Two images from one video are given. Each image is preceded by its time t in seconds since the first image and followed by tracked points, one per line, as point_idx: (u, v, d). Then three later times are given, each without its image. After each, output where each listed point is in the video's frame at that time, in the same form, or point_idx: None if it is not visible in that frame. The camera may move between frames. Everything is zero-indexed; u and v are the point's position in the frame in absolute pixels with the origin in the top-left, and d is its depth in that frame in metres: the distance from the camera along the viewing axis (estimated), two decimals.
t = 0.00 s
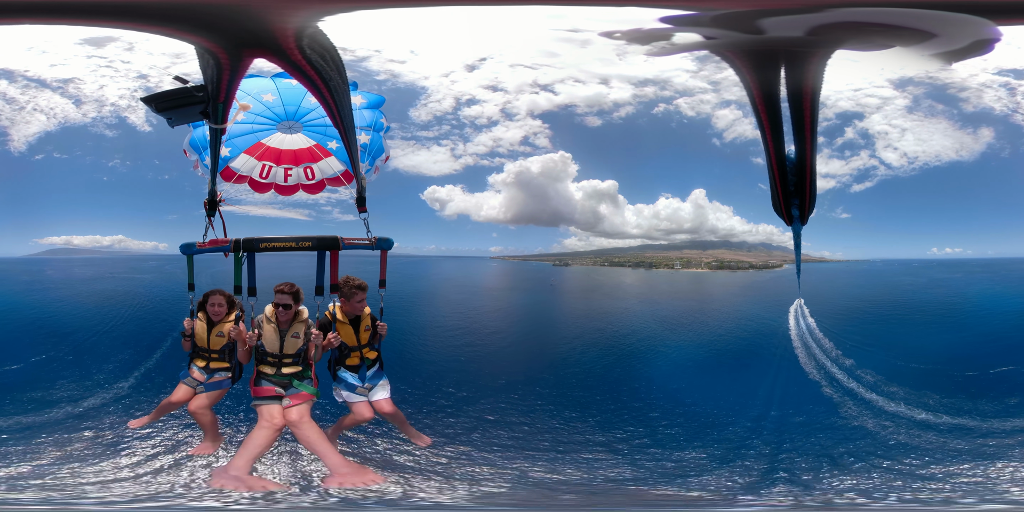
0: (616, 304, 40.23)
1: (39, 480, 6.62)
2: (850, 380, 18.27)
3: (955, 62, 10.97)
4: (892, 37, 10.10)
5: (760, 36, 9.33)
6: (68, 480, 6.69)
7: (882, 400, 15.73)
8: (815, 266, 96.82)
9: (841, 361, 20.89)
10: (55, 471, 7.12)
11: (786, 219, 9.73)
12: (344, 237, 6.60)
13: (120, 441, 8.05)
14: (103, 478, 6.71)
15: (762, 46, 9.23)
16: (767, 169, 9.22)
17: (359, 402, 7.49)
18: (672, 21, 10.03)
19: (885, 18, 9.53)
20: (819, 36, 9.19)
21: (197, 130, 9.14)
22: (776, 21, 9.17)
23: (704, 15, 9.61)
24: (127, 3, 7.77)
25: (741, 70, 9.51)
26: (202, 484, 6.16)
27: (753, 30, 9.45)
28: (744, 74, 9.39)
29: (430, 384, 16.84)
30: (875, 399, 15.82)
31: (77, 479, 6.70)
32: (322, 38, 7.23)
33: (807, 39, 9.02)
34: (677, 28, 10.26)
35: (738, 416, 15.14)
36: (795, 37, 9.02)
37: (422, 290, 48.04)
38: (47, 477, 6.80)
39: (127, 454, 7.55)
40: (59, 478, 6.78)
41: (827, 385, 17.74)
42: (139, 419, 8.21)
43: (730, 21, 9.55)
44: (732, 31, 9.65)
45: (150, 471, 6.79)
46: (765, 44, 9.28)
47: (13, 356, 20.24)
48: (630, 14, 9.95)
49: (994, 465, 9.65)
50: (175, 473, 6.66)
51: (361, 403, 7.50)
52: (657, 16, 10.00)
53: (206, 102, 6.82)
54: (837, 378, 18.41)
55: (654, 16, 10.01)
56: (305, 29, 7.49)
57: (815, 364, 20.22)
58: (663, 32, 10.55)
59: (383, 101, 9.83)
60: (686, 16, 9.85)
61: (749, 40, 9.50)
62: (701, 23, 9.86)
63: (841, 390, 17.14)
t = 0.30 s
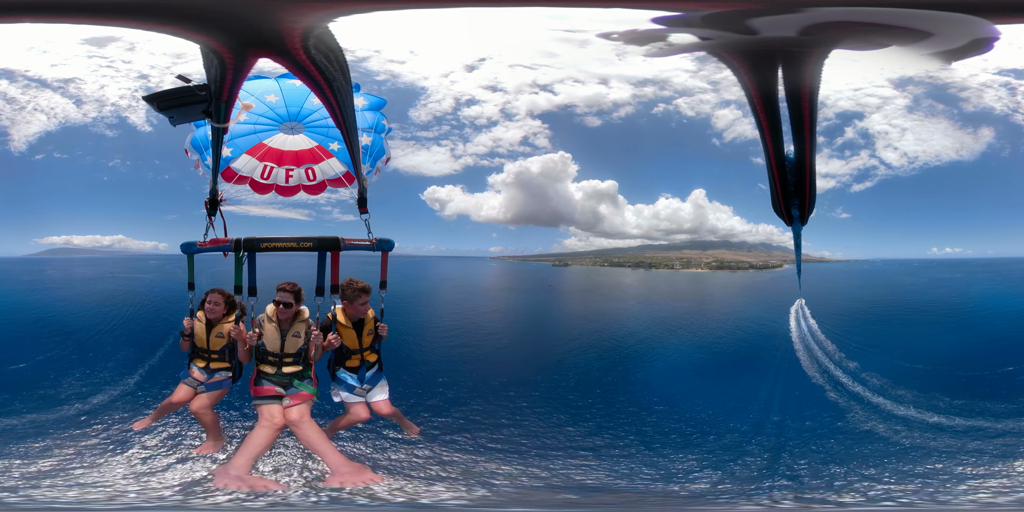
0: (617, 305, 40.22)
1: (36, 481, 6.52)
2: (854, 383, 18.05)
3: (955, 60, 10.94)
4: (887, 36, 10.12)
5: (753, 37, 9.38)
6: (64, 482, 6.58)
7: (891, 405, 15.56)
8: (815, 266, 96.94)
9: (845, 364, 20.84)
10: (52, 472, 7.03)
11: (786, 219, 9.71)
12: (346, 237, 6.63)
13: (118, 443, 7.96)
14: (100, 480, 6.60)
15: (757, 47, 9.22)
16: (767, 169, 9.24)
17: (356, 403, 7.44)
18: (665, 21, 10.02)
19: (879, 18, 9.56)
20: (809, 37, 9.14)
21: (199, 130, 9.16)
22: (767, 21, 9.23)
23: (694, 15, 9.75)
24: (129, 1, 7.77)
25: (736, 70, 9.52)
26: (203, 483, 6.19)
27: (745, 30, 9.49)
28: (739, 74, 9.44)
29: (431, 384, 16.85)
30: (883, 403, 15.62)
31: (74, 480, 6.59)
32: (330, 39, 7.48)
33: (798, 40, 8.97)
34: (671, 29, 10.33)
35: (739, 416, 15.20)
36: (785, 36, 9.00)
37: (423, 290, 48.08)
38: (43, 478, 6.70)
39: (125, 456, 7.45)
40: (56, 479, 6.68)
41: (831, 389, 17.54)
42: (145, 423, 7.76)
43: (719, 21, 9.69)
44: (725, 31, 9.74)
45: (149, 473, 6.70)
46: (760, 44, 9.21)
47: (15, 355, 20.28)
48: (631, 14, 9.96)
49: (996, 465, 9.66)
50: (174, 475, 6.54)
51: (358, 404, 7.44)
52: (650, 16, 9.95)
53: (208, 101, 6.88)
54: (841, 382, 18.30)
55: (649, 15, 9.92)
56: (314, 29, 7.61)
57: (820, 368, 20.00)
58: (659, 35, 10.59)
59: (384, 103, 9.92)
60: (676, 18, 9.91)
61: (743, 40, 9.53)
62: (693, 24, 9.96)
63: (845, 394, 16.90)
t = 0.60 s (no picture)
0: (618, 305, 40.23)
1: (31, 481, 6.46)
2: (861, 388, 17.76)
3: (948, 57, 10.91)
4: (878, 35, 10.14)
5: (743, 38, 9.47)
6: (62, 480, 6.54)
7: (899, 409, 15.44)
8: (816, 266, 96.96)
9: (849, 367, 20.77)
10: (44, 472, 6.98)
11: (786, 220, 9.68)
12: (346, 238, 6.64)
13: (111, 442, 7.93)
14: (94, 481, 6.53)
15: (748, 48, 9.41)
16: (766, 170, 9.27)
17: (361, 406, 7.48)
18: (655, 23, 9.96)
19: (870, 18, 9.52)
20: (798, 36, 9.23)
21: (200, 129, 9.18)
22: (752, 21, 9.26)
23: (677, 16, 9.66)
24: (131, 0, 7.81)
25: (732, 72, 9.59)
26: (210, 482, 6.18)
27: (735, 31, 9.56)
28: (736, 76, 9.53)
29: (432, 384, 16.88)
30: (892, 408, 15.40)
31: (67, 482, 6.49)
32: (339, 40, 7.54)
33: (786, 40, 9.10)
34: (662, 30, 10.25)
35: (739, 416, 15.25)
36: (777, 38, 9.09)
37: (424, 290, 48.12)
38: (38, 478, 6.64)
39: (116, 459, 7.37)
40: (52, 478, 6.62)
41: (837, 395, 17.23)
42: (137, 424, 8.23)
43: (706, 20, 9.62)
44: (717, 33, 9.78)
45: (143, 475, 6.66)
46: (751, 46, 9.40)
47: (17, 353, 20.37)
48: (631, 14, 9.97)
49: (995, 465, 9.69)
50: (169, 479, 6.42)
51: (363, 406, 7.49)
52: (639, 18, 9.94)
53: (211, 99, 6.72)
54: (846, 386, 18.14)
55: (645, 18, 9.94)
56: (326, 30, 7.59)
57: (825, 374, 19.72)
58: (652, 36, 10.48)
59: (384, 104, 9.94)
60: (661, 20, 9.84)
61: (734, 41, 9.61)
62: (680, 26, 9.94)
63: (851, 399, 16.60)
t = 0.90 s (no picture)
0: (618, 305, 40.21)
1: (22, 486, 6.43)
2: (867, 392, 17.08)
3: (950, 55, 10.99)
4: (879, 35, 10.13)
5: (744, 38, 9.50)
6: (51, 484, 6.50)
7: (910, 413, 14.75)
8: (815, 266, 97.00)
9: (853, 371, 20.08)
10: (34, 475, 6.93)
11: (787, 220, 9.68)
12: (348, 238, 6.64)
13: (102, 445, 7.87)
14: (86, 483, 6.51)
15: (749, 49, 9.55)
16: (766, 170, 9.31)
17: (373, 407, 7.46)
18: (658, 24, 9.97)
19: (870, 18, 9.47)
20: (797, 37, 9.28)
21: (200, 130, 9.17)
22: (751, 21, 9.21)
23: (680, 17, 9.61)
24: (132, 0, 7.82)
25: (733, 73, 9.93)
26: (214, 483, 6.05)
27: (735, 31, 9.54)
28: (737, 76, 9.85)
29: (431, 385, 16.84)
30: (901, 412, 14.71)
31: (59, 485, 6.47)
32: (342, 40, 7.60)
33: (788, 41, 9.24)
34: (665, 32, 10.24)
35: (739, 417, 15.22)
36: (777, 39, 9.26)
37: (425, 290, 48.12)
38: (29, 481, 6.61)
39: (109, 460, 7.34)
40: (41, 482, 6.59)
41: (842, 398, 16.54)
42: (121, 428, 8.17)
43: (706, 21, 9.58)
44: (717, 33, 9.75)
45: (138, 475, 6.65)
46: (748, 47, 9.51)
47: (18, 352, 20.42)
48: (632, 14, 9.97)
49: (996, 465, 9.70)
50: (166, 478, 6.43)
51: (374, 406, 7.46)
52: (643, 19, 9.92)
53: (211, 100, 6.72)
54: (851, 389, 17.43)
55: (647, 18, 9.89)
56: (328, 30, 7.68)
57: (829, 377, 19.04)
58: (655, 36, 10.48)
59: (385, 104, 9.92)
60: (664, 20, 9.79)
61: (735, 42, 9.67)
62: (680, 26, 9.89)
63: (857, 403, 15.96)
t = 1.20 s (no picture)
0: (618, 305, 40.20)
1: (13, 485, 6.43)
2: (874, 396, 16.44)
3: (953, 56, 11.05)
4: (886, 37, 10.18)
5: (752, 38, 9.59)
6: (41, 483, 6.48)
7: (920, 417, 14.24)
8: (815, 266, 97.01)
9: (857, 374, 19.25)
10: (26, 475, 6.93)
11: (789, 221, 9.61)
12: (349, 237, 6.61)
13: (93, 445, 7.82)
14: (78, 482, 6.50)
15: (756, 49, 9.71)
16: (767, 169, 9.35)
17: (380, 409, 7.40)
18: (667, 23, 9.93)
19: (878, 19, 9.50)
20: (804, 37, 9.35)
21: (200, 130, 9.15)
22: (761, 21, 9.22)
23: (691, 17, 9.61)
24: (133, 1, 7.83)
25: (736, 72, 10.12)
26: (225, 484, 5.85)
27: (743, 31, 9.63)
28: (739, 76, 10.03)
29: (432, 385, 16.87)
30: (914, 417, 14.10)
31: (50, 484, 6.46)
32: (340, 40, 7.54)
33: (794, 42, 9.31)
34: (672, 31, 10.22)
35: (739, 418, 15.19)
36: (783, 39, 9.30)
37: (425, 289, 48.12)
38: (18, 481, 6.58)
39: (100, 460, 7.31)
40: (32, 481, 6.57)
41: (848, 404, 15.88)
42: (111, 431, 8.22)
43: (717, 22, 9.60)
44: (725, 33, 9.85)
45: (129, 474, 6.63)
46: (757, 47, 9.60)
47: (19, 351, 20.43)
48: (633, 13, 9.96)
49: (994, 465, 9.73)
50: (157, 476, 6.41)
51: (381, 408, 7.41)
52: (652, 18, 9.87)
53: (211, 100, 6.72)
54: (856, 395, 16.70)
55: (653, 17, 9.85)
56: (325, 29, 7.65)
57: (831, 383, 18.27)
58: (661, 36, 10.45)
59: (385, 104, 9.89)
60: (675, 20, 9.78)
61: (743, 43, 9.82)
62: (689, 25, 9.90)
63: (866, 409, 15.27)
